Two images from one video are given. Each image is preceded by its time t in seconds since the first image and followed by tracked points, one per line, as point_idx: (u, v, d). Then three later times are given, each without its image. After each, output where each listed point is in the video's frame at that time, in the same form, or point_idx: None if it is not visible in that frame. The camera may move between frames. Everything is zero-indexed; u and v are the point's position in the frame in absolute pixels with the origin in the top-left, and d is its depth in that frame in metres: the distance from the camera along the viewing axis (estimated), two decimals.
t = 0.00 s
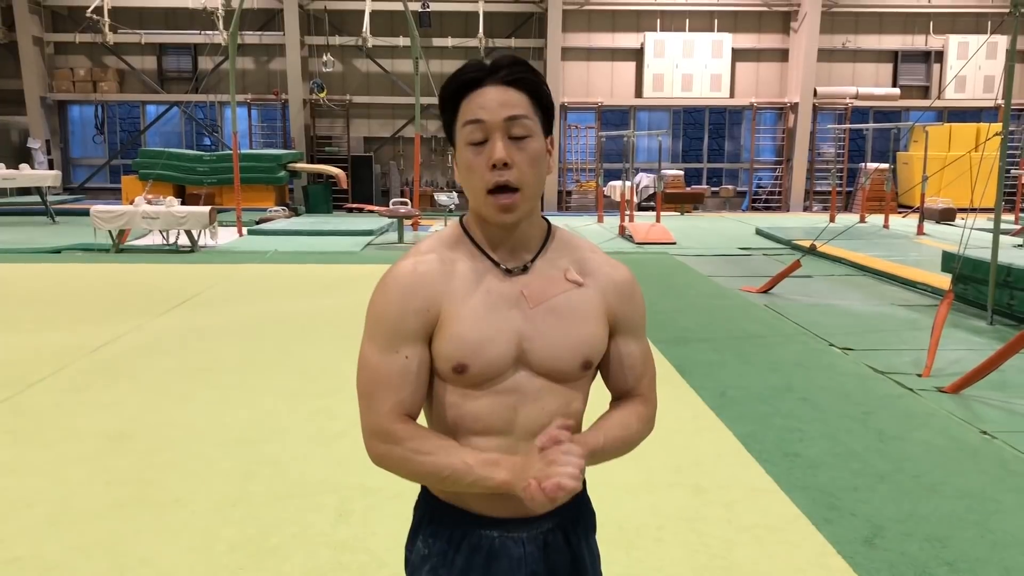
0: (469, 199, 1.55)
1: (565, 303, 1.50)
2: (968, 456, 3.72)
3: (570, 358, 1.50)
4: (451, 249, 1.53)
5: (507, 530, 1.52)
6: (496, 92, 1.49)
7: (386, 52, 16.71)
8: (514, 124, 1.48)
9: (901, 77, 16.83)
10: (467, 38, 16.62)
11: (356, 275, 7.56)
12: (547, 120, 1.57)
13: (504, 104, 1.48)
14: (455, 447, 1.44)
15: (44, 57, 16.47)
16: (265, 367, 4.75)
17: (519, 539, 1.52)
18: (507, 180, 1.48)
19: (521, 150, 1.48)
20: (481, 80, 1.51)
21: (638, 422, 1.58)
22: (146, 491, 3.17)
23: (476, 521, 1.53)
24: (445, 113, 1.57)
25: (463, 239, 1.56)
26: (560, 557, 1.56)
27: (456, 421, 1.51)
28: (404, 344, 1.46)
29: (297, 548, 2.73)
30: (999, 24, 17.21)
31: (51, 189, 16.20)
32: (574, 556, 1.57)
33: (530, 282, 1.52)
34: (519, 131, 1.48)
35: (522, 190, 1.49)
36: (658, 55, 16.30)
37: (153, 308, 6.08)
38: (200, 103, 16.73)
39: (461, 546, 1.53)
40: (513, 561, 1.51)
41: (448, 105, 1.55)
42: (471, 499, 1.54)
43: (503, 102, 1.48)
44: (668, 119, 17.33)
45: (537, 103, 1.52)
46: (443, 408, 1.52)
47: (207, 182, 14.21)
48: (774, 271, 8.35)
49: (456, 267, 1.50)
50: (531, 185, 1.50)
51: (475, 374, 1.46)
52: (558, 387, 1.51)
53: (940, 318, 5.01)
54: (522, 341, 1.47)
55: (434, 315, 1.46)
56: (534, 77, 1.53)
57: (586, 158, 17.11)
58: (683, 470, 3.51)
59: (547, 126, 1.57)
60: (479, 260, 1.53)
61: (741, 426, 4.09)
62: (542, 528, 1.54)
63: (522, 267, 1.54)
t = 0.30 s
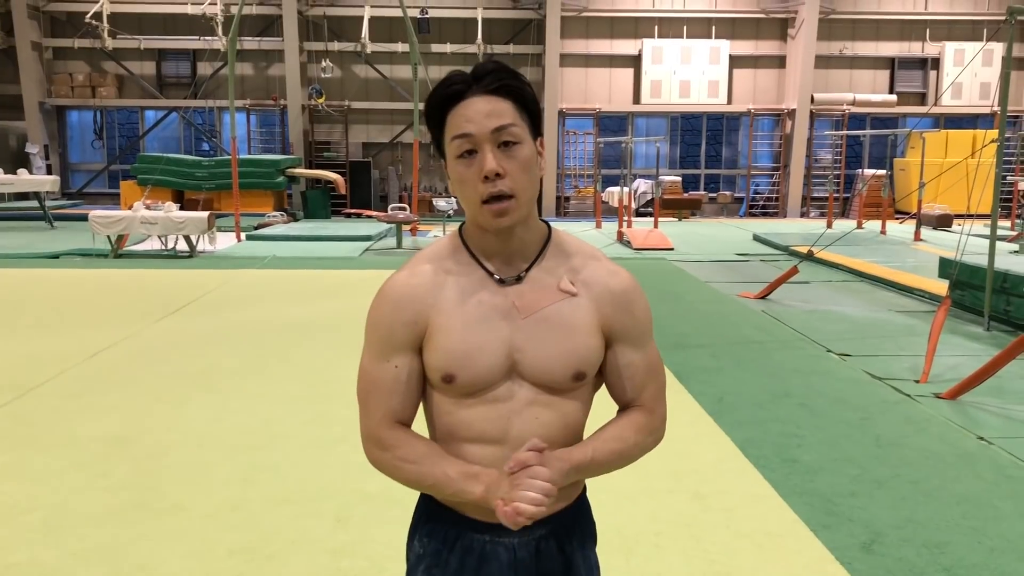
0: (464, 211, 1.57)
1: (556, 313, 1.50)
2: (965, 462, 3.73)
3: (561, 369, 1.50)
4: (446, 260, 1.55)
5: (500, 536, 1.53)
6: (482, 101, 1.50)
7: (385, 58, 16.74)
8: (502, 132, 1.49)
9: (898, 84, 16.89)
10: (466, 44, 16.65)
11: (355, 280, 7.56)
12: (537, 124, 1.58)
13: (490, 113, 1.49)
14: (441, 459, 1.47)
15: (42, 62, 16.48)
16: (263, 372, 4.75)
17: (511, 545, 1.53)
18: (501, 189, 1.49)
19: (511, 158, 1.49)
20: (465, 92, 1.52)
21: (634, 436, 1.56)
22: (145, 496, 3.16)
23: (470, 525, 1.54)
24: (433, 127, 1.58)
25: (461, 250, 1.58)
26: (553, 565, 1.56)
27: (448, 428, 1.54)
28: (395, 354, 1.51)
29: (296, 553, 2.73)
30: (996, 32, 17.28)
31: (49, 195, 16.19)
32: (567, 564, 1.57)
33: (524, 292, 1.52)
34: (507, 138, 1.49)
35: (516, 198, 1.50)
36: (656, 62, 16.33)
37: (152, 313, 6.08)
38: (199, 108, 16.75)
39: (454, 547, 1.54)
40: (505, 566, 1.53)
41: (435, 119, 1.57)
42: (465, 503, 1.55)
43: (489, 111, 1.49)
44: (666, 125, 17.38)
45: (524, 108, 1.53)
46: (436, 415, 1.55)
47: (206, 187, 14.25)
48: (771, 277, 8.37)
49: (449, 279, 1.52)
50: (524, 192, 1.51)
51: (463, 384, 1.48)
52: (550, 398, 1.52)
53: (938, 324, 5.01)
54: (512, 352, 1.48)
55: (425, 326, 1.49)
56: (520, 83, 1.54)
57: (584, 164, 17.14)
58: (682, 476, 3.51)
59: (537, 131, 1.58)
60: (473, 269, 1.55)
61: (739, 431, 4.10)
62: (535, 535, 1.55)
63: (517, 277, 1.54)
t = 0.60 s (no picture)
0: (466, 213, 1.56)
1: (550, 317, 1.49)
2: (965, 469, 3.71)
3: (554, 372, 1.49)
4: (444, 264, 1.55)
5: (496, 542, 1.52)
6: (490, 105, 1.49)
7: (385, 64, 16.75)
8: (510, 136, 1.48)
9: (897, 90, 16.91)
10: (466, 50, 16.67)
11: (354, 286, 7.56)
12: (538, 129, 1.58)
13: (498, 118, 1.48)
14: (435, 459, 1.47)
15: (42, 67, 16.51)
16: (262, 378, 4.74)
17: (507, 552, 1.52)
18: (506, 193, 1.48)
19: (518, 162, 1.49)
20: (473, 94, 1.50)
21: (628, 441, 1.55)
22: (143, 502, 3.15)
23: (466, 531, 1.53)
24: (438, 127, 1.57)
25: (459, 254, 1.57)
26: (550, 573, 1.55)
27: (443, 433, 1.53)
28: (390, 357, 1.51)
29: (294, 560, 2.71)
30: (995, 39, 17.31)
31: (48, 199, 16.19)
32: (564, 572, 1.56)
33: (519, 296, 1.52)
34: (515, 143, 1.49)
35: (520, 202, 1.49)
36: (656, 68, 16.35)
37: (150, 318, 6.06)
38: (199, 113, 16.75)
39: (450, 555, 1.54)
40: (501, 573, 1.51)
41: (441, 119, 1.55)
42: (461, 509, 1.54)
43: (497, 115, 1.48)
44: (665, 131, 17.41)
45: (530, 113, 1.53)
46: (432, 420, 1.55)
47: (205, 193, 14.24)
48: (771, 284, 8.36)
49: (445, 283, 1.52)
50: (528, 196, 1.50)
51: (457, 387, 1.47)
52: (544, 403, 1.51)
53: (938, 330, 5.00)
54: (506, 355, 1.48)
55: (420, 329, 1.49)
56: (526, 89, 1.53)
57: (584, 170, 17.15)
58: (681, 483, 3.50)
59: (540, 136, 1.57)
60: (469, 273, 1.54)
61: (739, 438, 4.08)
62: (531, 542, 1.53)
63: (514, 281, 1.54)
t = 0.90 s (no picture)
0: (470, 207, 1.56)
1: (555, 321, 1.51)
2: (967, 475, 3.71)
3: (560, 375, 1.50)
4: (446, 266, 1.54)
5: (498, 546, 1.52)
6: (506, 101, 1.53)
7: (387, 68, 16.78)
8: (522, 130, 1.51)
9: (899, 95, 16.92)
10: (468, 54, 16.69)
11: (355, 290, 7.57)
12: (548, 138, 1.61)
13: (514, 111, 1.51)
14: (447, 461, 1.47)
15: (45, 71, 16.53)
16: (263, 382, 4.75)
17: (509, 555, 1.52)
18: (512, 179, 1.47)
19: (528, 155, 1.50)
20: (493, 89, 1.54)
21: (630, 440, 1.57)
22: (144, 506, 3.15)
23: (468, 536, 1.54)
24: (451, 122, 1.59)
25: (459, 254, 1.57)
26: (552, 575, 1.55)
27: (445, 438, 1.52)
28: (392, 362, 1.48)
29: (294, 564, 2.71)
30: (997, 44, 17.32)
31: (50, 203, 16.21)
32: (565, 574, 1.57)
33: (523, 299, 1.53)
34: (527, 137, 1.51)
35: (525, 192, 1.49)
36: (658, 72, 16.36)
37: (152, 322, 6.07)
38: (201, 117, 16.78)
39: (452, 560, 1.54)
40: None
41: (456, 112, 1.58)
42: (462, 513, 1.54)
43: (512, 110, 1.51)
44: (667, 136, 17.42)
45: (542, 118, 1.56)
46: (432, 426, 1.54)
47: (207, 196, 14.27)
48: (772, 289, 8.37)
49: (450, 284, 1.51)
50: (534, 188, 1.50)
51: (462, 393, 1.46)
52: (548, 407, 1.52)
53: (939, 336, 5.00)
54: (512, 358, 1.48)
55: (424, 332, 1.48)
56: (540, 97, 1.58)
57: (586, 175, 17.18)
58: (682, 488, 3.50)
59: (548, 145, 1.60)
60: (472, 275, 1.54)
61: (740, 443, 4.08)
62: (534, 545, 1.54)
63: (517, 284, 1.54)
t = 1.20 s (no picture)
0: (463, 220, 1.55)
1: (554, 329, 1.50)
2: (967, 478, 3.71)
3: (559, 384, 1.49)
4: (444, 274, 1.53)
5: (494, 550, 1.52)
6: (480, 108, 1.54)
7: (388, 72, 16.78)
8: (499, 132, 1.51)
9: (899, 99, 16.94)
10: (468, 58, 16.69)
11: (355, 293, 7.57)
12: (534, 142, 1.60)
13: (487, 116, 1.53)
14: (445, 469, 1.45)
15: (46, 74, 16.55)
16: (262, 385, 4.74)
17: (506, 559, 1.51)
18: (493, 181, 1.47)
19: (506, 154, 1.50)
20: (468, 100, 1.57)
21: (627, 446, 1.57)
22: (142, 509, 3.15)
23: (464, 540, 1.53)
24: (437, 140, 1.62)
25: (457, 265, 1.56)
26: None
27: (443, 444, 1.51)
28: (391, 370, 1.48)
29: (293, 568, 2.70)
30: (997, 48, 17.33)
31: (51, 206, 16.21)
32: None
33: (521, 307, 1.52)
34: (503, 138, 1.51)
35: (509, 191, 1.48)
36: (658, 76, 16.39)
37: (151, 325, 6.07)
38: (201, 120, 16.79)
39: (449, 563, 1.53)
40: None
41: (438, 131, 1.60)
42: (459, 518, 1.54)
43: (486, 115, 1.53)
44: (667, 139, 17.43)
45: (522, 120, 1.57)
46: (431, 432, 1.53)
47: (208, 200, 14.27)
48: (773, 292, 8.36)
49: (446, 293, 1.50)
50: (518, 187, 1.49)
51: (460, 401, 1.46)
52: (546, 415, 1.51)
53: (939, 339, 4.99)
54: (510, 367, 1.47)
55: (422, 341, 1.48)
56: (518, 99, 1.59)
57: (586, 178, 17.20)
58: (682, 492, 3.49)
59: (535, 147, 1.60)
60: (470, 283, 1.53)
61: (740, 447, 4.08)
62: (531, 550, 1.53)
63: (514, 290, 1.54)
